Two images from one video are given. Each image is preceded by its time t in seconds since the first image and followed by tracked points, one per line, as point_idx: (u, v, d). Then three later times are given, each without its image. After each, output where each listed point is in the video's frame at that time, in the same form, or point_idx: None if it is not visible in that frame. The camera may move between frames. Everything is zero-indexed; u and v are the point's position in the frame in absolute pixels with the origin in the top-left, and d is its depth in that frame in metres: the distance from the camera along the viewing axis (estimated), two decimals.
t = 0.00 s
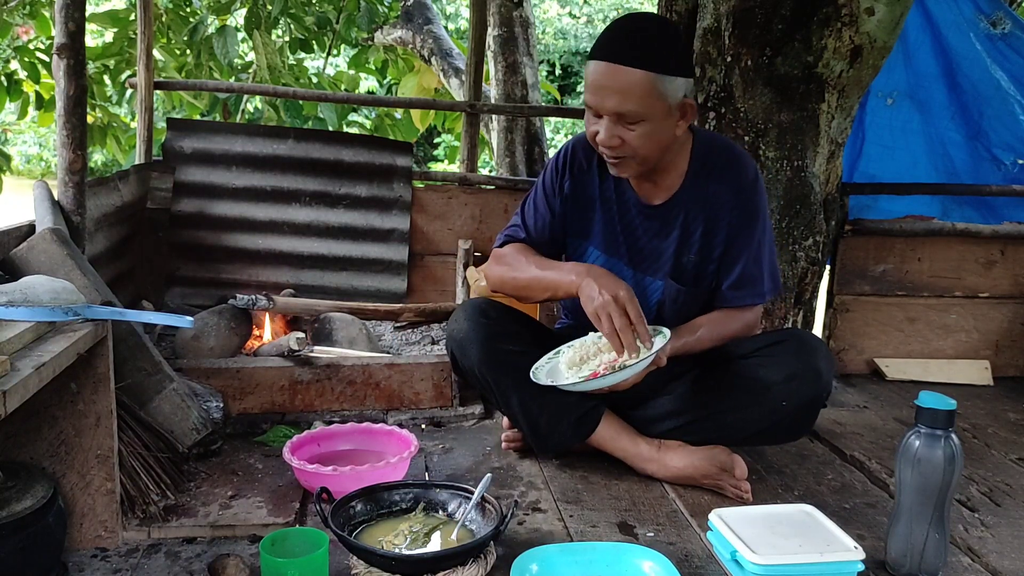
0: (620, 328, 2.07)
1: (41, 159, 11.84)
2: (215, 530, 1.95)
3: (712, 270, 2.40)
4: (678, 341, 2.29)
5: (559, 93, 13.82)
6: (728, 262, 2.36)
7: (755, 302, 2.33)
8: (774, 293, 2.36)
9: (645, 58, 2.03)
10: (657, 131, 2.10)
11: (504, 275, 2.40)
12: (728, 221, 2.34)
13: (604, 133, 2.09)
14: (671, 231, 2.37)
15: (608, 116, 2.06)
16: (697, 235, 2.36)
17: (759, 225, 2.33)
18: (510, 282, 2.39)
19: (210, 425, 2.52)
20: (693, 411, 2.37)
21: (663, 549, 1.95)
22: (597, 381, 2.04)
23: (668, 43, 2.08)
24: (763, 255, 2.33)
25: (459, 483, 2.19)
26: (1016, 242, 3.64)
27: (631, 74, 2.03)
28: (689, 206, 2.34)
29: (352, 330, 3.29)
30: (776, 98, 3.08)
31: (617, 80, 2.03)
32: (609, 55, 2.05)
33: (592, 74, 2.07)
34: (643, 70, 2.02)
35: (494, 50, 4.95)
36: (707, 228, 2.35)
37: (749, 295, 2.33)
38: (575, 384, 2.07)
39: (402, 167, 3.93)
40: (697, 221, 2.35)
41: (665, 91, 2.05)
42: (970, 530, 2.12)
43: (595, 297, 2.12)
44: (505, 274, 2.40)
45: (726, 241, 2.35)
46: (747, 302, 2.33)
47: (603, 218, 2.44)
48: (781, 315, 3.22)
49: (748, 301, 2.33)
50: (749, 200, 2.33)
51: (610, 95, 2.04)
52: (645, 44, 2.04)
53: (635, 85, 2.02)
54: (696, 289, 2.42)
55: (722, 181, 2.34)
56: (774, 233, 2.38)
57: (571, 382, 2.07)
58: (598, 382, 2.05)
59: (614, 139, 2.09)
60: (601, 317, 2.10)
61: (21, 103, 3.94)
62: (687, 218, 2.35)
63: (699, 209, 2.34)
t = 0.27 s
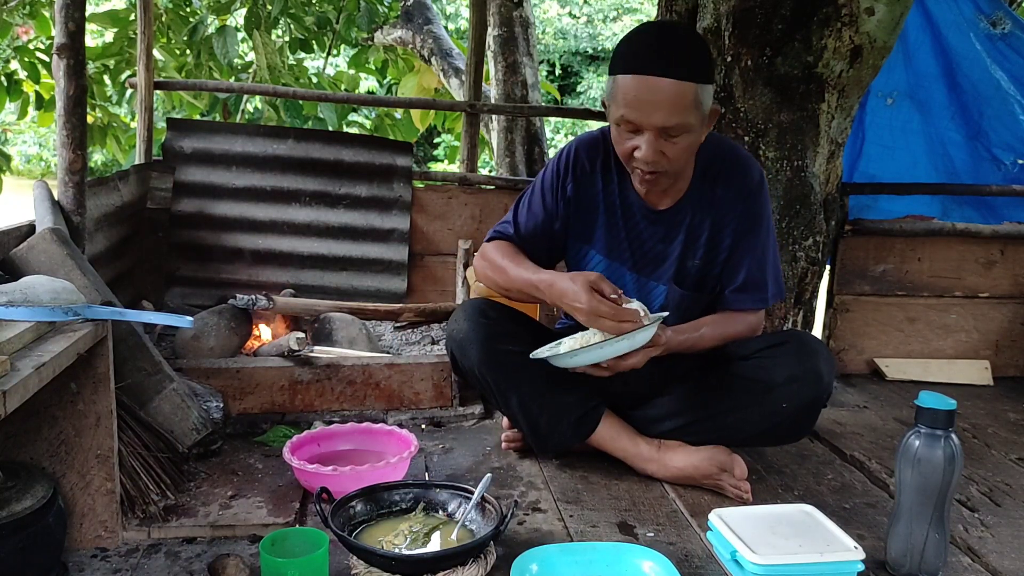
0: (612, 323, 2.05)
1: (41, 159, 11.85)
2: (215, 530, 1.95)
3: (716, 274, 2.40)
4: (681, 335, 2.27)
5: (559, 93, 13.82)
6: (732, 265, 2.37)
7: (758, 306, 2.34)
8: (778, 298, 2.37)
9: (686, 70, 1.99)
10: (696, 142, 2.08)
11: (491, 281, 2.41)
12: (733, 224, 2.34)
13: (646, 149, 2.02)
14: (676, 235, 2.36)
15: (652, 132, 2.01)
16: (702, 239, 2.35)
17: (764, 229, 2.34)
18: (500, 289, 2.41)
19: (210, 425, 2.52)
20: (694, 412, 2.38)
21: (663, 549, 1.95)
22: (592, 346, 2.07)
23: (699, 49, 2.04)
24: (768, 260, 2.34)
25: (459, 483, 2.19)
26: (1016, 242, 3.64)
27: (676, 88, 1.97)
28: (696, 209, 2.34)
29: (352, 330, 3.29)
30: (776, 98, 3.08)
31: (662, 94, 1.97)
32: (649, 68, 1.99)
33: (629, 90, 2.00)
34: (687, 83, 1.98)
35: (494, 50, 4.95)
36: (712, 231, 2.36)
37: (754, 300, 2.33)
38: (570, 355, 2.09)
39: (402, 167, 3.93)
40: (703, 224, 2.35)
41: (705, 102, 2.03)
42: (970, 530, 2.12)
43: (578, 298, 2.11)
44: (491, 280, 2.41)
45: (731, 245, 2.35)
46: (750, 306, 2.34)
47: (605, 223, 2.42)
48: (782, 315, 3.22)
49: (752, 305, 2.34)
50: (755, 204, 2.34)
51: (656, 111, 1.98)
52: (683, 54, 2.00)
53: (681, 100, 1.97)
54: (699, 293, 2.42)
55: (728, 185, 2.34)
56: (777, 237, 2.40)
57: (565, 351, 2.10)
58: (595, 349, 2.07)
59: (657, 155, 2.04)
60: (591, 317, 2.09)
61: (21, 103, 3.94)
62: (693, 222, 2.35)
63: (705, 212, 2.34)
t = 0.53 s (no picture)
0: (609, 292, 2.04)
1: (41, 159, 11.85)
2: (215, 530, 1.95)
3: (715, 278, 2.42)
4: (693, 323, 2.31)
5: (559, 93, 13.82)
6: (733, 270, 2.39)
7: (757, 310, 2.37)
8: (777, 302, 2.39)
9: (700, 83, 1.99)
10: (703, 156, 2.08)
11: (479, 255, 2.36)
12: (734, 229, 2.36)
13: (655, 159, 2.02)
14: (675, 239, 2.37)
15: (662, 143, 2.00)
16: (702, 243, 2.36)
17: (765, 234, 2.35)
18: (488, 263, 2.35)
19: (210, 425, 2.52)
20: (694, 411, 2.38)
21: (663, 549, 1.95)
22: (605, 317, 2.02)
23: (714, 62, 2.05)
24: (768, 265, 2.36)
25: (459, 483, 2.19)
26: (1016, 242, 3.64)
27: (690, 101, 1.97)
28: (696, 215, 2.35)
29: (352, 330, 3.29)
30: (776, 98, 3.08)
31: (676, 106, 1.97)
32: (663, 80, 1.98)
33: (644, 100, 1.99)
34: (701, 98, 1.98)
35: (494, 50, 4.95)
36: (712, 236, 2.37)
37: (755, 304, 2.37)
38: (582, 321, 2.05)
39: (402, 167, 3.93)
40: (704, 230, 2.36)
41: (715, 118, 2.04)
42: (970, 530, 2.12)
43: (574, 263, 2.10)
44: (479, 254, 2.36)
45: (732, 249, 2.37)
46: (750, 309, 2.37)
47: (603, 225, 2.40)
48: (781, 315, 3.23)
49: (752, 308, 2.37)
50: (756, 209, 2.36)
51: (670, 122, 1.97)
52: (697, 68, 2.00)
53: (694, 114, 1.98)
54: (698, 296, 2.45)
55: (729, 190, 2.35)
56: (777, 240, 2.41)
57: (578, 316, 2.06)
58: (606, 321, 2.03)
59: (665, 167, 2.04)
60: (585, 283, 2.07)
61: (21, 103, 3.94)
62: (694, 227, 2.36)
63: (706, 217, 2.35)
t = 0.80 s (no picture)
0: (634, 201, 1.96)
1: (41, 158, 11.85)
2: (215, 530, 1.95)
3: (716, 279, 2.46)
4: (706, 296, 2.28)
5: (559, 93, 13.82)
6: (733, 270, 2.38)
7: (759, 309, 2.34)
8: (780, 304, 2.35)
9: (709, 75, 2.03)
10: (704, 151, 2.08)
11: (483, 233, 2.29)
12: (732, 230, 2.35)
13: (662, 144, 1.99)
14: (672, 241, 2.39)
15: (671, 128, 1.99)
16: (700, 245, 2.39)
17: (764, 234, 2.33)
18: (491, 240, 2.27)
19: (210, 425, 2.52)
20: (695, 411, 2.38)
21: (663, 549, 1.95)
22: (621, 249, 1.87)
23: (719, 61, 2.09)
24: (769, 265, 2.33)
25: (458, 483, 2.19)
26: (1016, 242, 3.64)
27: (700, 89, 2.00)
28: (692, 217, 2.37)
29: (352, 330, 3.29)
30: (776, 98, 3.08)
31: (686, 92, 1.99)
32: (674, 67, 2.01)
33: (653, 85, 2.01)
34: (710, 87, 2.02)
35: (494, 50, 4.95)
36: (710, 238, 2.39)
37: (758, 302, 2.34)
38: (595, 251, 1.90)
39: (402, 167, 3.93)
40: (701, 231, 2.38)
41: (719, 112, 2.07)
42: (970, 530, 2.12)
43: (592, 185, 2.01)
44: (482, 232, 2.29)
45: (731, 250, 2.37)
46: (752, 307, 2.34)
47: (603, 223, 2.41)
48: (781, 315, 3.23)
49: (754, 307, 2.34)
50: (754, 209, 2.34)
51: (680, 106, 1.99)
52: (706, 61, 2.04)
53: (703, 103, 2.00)
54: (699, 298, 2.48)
55: (725, 192, 2.35)
56: (778, 240, 2.38)
57: (592, 243, 1.91)
58: (621, 254, 1.88)
59: (671, 153, 2.01)
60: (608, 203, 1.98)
61: (21, 103, 3.94)
62: (691, 229, 2.38)
63: (702, 220, 2.37)
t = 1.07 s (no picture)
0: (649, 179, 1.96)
1: (41, 159, 11.85)
2: (215, 530, 1.95)
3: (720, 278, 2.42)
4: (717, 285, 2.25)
5: (559, 93, 13.82)
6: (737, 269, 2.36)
7: (763, 307, 2.32)
8: (784, 302, 2.33)
9: (712, 74, 2.03)
10: (704, 151, 2.09)
11: (486, 221, 2.26)
12: (736, 228, 2.34)
13: (661, 141, 2.00)
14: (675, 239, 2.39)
15: (670, 125, 2.00)
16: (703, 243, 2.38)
17: (768, 232, 2.33)
18: (494, 227, 2.25)
19: (210, 425, 2.52)
20: (694, 411, 2.38)
21: (663, 549, 1.95)
22: (629, 227, 1.85)
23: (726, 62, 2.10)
24: (772, 263, 2.32)
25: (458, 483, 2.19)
26: (1016, 243, 3.64)
27: (702, 88, 2.01)
28: (695, 215, 2.38)
29: (352, 330, 3.29)
30: (776, 98, 3.08)
31: (687, 90, 2.01)
32: (677, 65, 2.03)
33: (655, 82, 2.03)
34: (712, 87, 2.03)
35: (494, 50, 4.95)
36: (714, 236, 2.37)
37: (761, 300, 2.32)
38: (603, 229, 1.89)
39: (402, 167, 3.93)
40: (704, 229, 2.37)
41: (722, 113, 2.07)
42: (970, 530, 2.12)
43: (607, 165, 2.01)
44: (486, 220, 2.27)
45: (736, 248, 2.35)
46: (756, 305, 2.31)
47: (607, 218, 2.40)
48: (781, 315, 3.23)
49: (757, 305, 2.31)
50: (758, 208, 2.33)
51: (680, 104, 2.00)
52: (711, 60, 2.05)
53: (704, 102, 2.01)
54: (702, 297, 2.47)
55: (729, 190, 2.36)
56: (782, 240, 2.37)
57: (601, 220, 1.89)
58: (629, 232, 1.86)
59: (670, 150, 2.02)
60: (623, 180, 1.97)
61: (21, 103, 3.94)
62: (694, 227, 2.38)
63: (705, 218, 2.37)
